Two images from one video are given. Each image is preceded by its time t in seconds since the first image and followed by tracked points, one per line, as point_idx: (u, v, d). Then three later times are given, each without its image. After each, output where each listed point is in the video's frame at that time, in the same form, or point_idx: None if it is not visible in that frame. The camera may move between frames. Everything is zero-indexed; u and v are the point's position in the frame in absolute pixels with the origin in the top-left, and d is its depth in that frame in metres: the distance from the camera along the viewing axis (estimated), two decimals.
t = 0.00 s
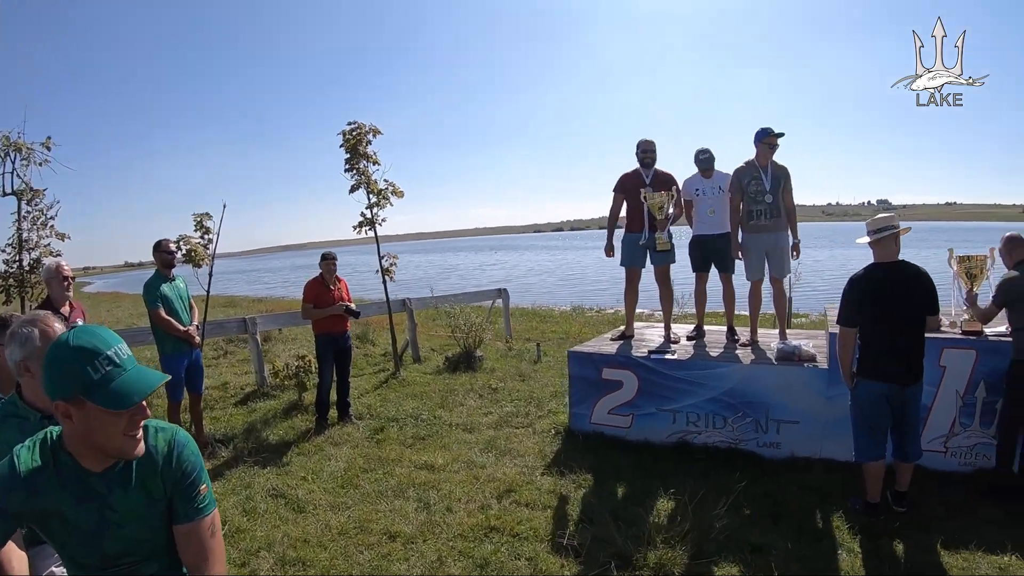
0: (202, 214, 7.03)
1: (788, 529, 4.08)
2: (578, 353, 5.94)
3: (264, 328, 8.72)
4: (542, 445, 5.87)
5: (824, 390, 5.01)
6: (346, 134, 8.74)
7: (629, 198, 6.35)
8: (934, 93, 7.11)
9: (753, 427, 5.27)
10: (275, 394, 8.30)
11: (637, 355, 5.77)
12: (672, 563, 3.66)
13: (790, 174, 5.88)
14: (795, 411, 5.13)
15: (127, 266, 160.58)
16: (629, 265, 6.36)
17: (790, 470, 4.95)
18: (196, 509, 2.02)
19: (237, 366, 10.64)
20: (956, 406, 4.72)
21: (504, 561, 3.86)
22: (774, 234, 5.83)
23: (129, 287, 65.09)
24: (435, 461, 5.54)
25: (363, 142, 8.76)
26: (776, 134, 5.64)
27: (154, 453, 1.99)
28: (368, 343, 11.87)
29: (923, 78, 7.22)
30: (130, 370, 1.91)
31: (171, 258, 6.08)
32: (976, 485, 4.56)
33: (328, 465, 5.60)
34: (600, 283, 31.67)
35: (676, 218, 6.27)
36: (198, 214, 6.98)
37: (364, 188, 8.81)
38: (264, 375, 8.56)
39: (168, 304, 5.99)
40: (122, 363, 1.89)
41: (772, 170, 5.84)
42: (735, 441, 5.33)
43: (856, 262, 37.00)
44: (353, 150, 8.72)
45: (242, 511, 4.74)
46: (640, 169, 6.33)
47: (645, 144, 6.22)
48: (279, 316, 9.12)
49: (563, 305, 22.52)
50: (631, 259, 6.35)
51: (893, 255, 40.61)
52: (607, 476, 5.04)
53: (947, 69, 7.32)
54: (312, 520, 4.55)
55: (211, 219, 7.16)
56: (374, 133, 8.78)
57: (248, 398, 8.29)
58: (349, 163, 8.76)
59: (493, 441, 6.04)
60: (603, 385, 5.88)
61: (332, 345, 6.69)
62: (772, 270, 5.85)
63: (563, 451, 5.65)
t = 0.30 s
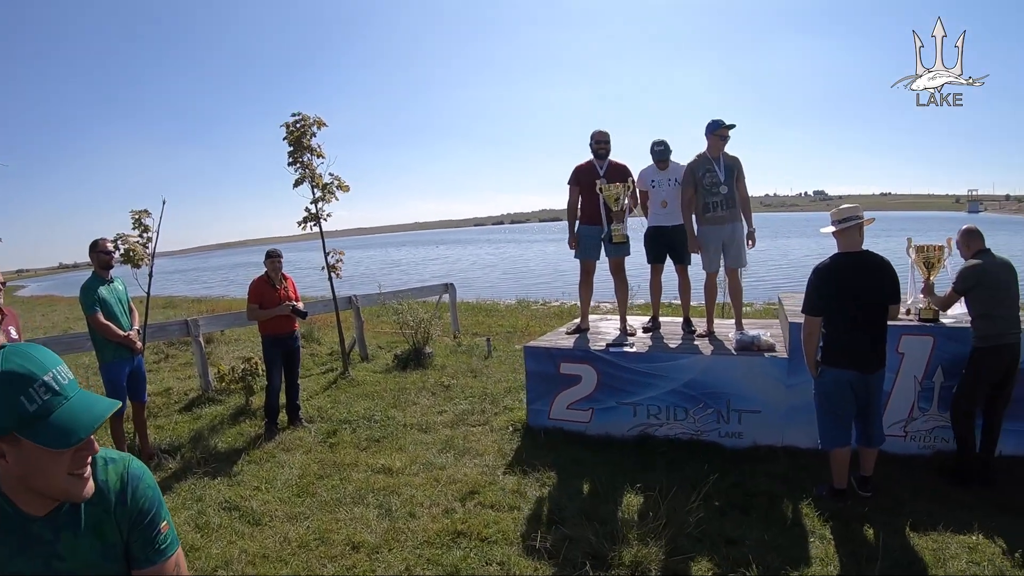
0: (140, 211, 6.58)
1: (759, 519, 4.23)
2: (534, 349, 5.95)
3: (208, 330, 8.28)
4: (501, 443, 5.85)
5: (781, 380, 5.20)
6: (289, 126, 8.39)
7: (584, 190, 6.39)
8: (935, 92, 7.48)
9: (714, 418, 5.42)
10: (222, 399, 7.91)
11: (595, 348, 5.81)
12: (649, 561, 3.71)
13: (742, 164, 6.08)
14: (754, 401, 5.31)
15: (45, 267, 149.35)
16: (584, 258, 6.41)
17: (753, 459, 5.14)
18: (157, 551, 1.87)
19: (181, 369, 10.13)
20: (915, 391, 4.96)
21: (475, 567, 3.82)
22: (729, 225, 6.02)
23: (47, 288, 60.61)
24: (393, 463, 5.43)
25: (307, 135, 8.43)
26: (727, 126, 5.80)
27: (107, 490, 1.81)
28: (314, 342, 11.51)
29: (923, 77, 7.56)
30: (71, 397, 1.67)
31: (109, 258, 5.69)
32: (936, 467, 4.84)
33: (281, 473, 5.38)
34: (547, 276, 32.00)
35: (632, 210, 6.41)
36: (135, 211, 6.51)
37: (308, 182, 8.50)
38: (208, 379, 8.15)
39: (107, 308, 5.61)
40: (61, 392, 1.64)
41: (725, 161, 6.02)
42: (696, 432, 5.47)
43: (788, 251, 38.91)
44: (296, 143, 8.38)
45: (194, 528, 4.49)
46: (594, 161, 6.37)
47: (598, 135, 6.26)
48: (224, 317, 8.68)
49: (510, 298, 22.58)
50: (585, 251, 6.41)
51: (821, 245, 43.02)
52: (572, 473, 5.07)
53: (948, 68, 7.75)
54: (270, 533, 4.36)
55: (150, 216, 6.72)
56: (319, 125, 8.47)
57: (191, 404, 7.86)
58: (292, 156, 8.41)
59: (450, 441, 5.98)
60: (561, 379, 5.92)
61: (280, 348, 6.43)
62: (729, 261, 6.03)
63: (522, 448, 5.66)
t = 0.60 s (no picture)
0: (106, 203, 6.31)
1: (734, 516, 4.32)
2: (508, 346, 5.94)
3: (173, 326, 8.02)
4: (473, 441, 5.83)
5: (754, 378, 5.30)
6: (259, 118, 8.18)
7: (559, 187, 6.40)
8: (935, 92, 7.73)
9: (688, 416, 5.50)
10: (188, 397, 7.68)
11: (569, 346, 5.84)
12: (629, 560, 3.75)
13: (717, 162, 6.18)
14: (728, 399, 5.40)
15: None
16: (558, 254, 6.44)
17: (728, 457, 5.24)
18: (131, 566, 1.83)
19: (147, 366, 9.82)
20: (888, 389, 5.12)
21: (453, 568, 3.79)
22: (704, 223, 6.11)
23: None
24: (365, 462, 5.35)
25: (277, 126, 8.22)
26: (701, 124, 5.89)
27: (77, 504, 1.73)
28: (280, 338, 11.26)
29: (923, 77, 7.81)
30: (37, 405, 1.56)
31: (74, 252, 5.44)
32: (906, 464, 5.01)
33: (250, 473, 5.25)
34: (517, 272, 32.02)
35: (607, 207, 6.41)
36: (101, 203, 6.25)
37: (277, 175, 8.29)
38: (175, 376, 7.90)
39: (71, 303, 5.38)
40: (26, 400, 1.53)
41: (699, 160, 6.11)
42: (670, 430, 5.55)
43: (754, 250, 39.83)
44: (265, 135, 8.17)
45: (162, 531, 4.34)
46: (571, 157, 6.39)
47: (575, 131, 6.28)
48: (190, 312, 8.42)
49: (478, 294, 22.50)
50: (560, 249, 6.45)
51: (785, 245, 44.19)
52: (548, 472, 5.08)
53: (947, 70, 7.98)
54: (240, 535, 4.25)
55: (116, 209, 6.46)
56: (289, 117, 8.27)
57: (160, 401, 7.62)
58: (262, 148, 8.20)
59: (422, 439, 5.93)
60: (534, 377, 5.93)
61: (249, 344, 6.28)
62: (703, 258, 6.13)
63: (495, 446, 5.65)
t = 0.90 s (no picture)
0: (95, 197, 6.23)
1: (721, 518, 4.35)
2: (497, 347, 5.94)
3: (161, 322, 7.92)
4: (461, 441, 5.82)
5: (741, 381, 5.34)
6: (249, 114, 8.10)
7: (551, 187, 6.40)
8: (934, 91, 7.83)
9: (676, 418, 5.53)
10: (175, 394, 7.59)
11: (558, 347, 5.84)
12: (617, 561, 3.76)
13: (710, 165, 6.22)
14: (715, 401, 5.44)
15: None
16: (548, 255, 6.45)
17: (715, 459, 5.28)
18: (118, 564, 1.79)
19: (132, 362, 9.68)
20: (875, 393, 5.19)
21: (440, 568, 3.78)
22: (694, 225, 6.15)
23: None
24: (352, 462, 5.31)
25: (267, 123, 8.15)
26: (692, 127, 5.93)
27: (65, 500, 1.69)
28: (268, 336, 11.15)
29: (924, 77, 7.92)
30: (26, 399, 1.52)
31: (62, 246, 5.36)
32: (891, 467, 5.08)
33: (237, 471, 5.20)
34: (507, 273, 31.99)
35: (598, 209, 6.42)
36: (89, 197, 6.16)
37: (267, 172, 8.22)
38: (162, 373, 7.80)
39: (59, 298, 5.30)
40: (15, 393, 1.50)
41: (690, 162, 6.15)
42: (658, 432, 5.57)
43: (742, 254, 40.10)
44: (256, 132, 8.10)
45: (147, 529, 4.28)
46: (563, 158, 6.40)
47: (568, 133, 6.29)
48: (178, 309, 8.33)
49: (466, 295, 22.46)
50: (550, 249, 6.45)
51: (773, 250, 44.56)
52: (537, 472, 5.08)
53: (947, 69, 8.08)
54: (227, 534, 4.20)
55: (105, 203, 6.37)
56: (280, 114, 8.21)
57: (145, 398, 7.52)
58: (252, 145, 8.12)
59: (410, 438, 5.90)
60: (522, 378, 5.93)
61: (234, 342, 6.21)
62: (692, 261, 6.16)
63: (483, 446, 5.65)
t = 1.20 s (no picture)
0: (87, 195, 6.16)
1: (712, 520, 4.36)
2: (489, 348, 5.93)
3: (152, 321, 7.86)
4: (452, 443, 5.80)
5: (733, 384, 5.37)
6: (243, 113, 8.06)
7: (543, 190, 6.41)
8: (935, 91, 7.92)
9: (668, 421, 5.54)
10: (164, 394, 7.52)
11: (550, 349, 5.85)
12: (608, 562, 3.77)
13: (703, 169, 6.25)
14: (707, 403, 5.46)
15: None
16: (541, 256, 6.46)
17: (707, 462, 5.30)
18: (111, 561, 1.76)
19: (122, 361, 9.59)
20: (866, 397, 5.23)
21: (432, 569, 3.77)
22: (687, 229, 6.17)
23: None
24: (344, 462, 5.29)
25: (261, 122, 8.11)
26: (684, 130, 5.95)
27: (57, 497, 1.66)
28: (258, 336, 11.08)
29: (924, 77, 8.01)
30: (21, 395, 1.52)
31: (54, 244, 5.29)
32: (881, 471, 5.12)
33: (228, 471, 5.16)
34: (499, 275, 31.98)
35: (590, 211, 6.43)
36: (81, 195, 6.09)
37: (260, 172, 8.18)
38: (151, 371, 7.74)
39: (50, 296, 5.24)
40: (9, 389, 1.49)
41: (683, 166, 6.17)
42: (649, 434, 5.59)
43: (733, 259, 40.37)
44: (249, 131, 8.05)
45: (135, 529, 4.23)
46: (556, 160, 6.41)
47: (561, 135, 6.30)
48: (170, 308, 8.26)
49: (458, 296, 22.42)
50: (542, 251, 6.46)
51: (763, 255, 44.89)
52: (529, 475, 5.07)
53: (946, 70, 8.15)
54: (218, 534, 4.17)
55: (97, 201, 6.30)
56: (274, 113, 8.17)
57: (137, 396, 7.46)
58: (245, 144, 8.08)
59: (402, 439, 5.89)
60: (515, 379, 5.93)
61: (220, 342, 6.15)
62: (684, 264, 6.19)
63: (475, 448, 5.64)
